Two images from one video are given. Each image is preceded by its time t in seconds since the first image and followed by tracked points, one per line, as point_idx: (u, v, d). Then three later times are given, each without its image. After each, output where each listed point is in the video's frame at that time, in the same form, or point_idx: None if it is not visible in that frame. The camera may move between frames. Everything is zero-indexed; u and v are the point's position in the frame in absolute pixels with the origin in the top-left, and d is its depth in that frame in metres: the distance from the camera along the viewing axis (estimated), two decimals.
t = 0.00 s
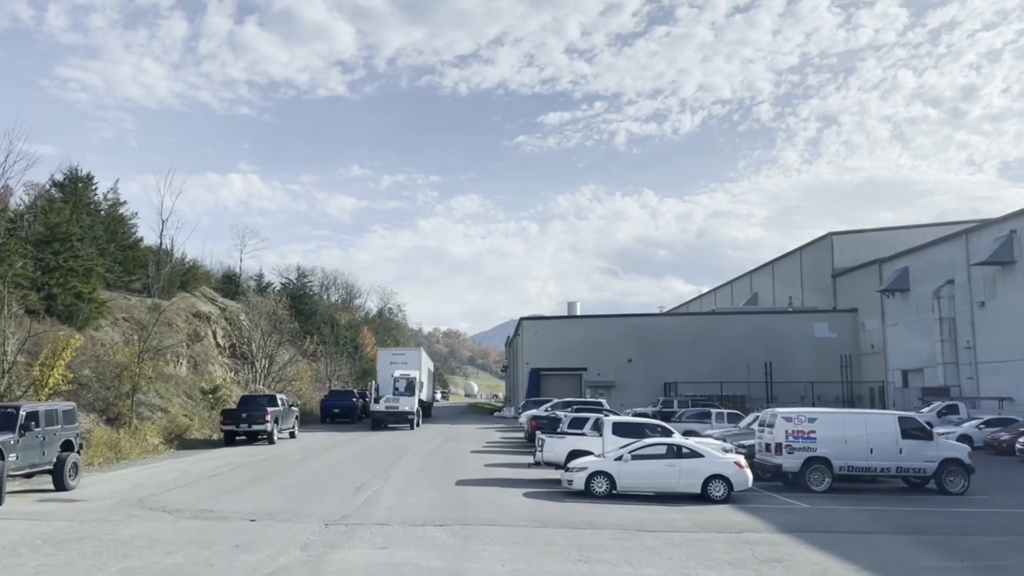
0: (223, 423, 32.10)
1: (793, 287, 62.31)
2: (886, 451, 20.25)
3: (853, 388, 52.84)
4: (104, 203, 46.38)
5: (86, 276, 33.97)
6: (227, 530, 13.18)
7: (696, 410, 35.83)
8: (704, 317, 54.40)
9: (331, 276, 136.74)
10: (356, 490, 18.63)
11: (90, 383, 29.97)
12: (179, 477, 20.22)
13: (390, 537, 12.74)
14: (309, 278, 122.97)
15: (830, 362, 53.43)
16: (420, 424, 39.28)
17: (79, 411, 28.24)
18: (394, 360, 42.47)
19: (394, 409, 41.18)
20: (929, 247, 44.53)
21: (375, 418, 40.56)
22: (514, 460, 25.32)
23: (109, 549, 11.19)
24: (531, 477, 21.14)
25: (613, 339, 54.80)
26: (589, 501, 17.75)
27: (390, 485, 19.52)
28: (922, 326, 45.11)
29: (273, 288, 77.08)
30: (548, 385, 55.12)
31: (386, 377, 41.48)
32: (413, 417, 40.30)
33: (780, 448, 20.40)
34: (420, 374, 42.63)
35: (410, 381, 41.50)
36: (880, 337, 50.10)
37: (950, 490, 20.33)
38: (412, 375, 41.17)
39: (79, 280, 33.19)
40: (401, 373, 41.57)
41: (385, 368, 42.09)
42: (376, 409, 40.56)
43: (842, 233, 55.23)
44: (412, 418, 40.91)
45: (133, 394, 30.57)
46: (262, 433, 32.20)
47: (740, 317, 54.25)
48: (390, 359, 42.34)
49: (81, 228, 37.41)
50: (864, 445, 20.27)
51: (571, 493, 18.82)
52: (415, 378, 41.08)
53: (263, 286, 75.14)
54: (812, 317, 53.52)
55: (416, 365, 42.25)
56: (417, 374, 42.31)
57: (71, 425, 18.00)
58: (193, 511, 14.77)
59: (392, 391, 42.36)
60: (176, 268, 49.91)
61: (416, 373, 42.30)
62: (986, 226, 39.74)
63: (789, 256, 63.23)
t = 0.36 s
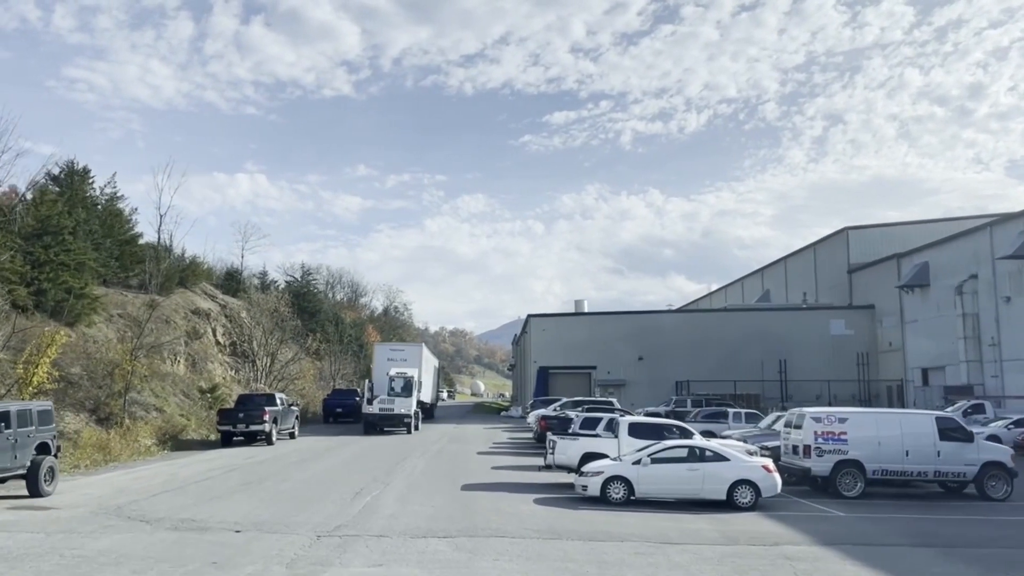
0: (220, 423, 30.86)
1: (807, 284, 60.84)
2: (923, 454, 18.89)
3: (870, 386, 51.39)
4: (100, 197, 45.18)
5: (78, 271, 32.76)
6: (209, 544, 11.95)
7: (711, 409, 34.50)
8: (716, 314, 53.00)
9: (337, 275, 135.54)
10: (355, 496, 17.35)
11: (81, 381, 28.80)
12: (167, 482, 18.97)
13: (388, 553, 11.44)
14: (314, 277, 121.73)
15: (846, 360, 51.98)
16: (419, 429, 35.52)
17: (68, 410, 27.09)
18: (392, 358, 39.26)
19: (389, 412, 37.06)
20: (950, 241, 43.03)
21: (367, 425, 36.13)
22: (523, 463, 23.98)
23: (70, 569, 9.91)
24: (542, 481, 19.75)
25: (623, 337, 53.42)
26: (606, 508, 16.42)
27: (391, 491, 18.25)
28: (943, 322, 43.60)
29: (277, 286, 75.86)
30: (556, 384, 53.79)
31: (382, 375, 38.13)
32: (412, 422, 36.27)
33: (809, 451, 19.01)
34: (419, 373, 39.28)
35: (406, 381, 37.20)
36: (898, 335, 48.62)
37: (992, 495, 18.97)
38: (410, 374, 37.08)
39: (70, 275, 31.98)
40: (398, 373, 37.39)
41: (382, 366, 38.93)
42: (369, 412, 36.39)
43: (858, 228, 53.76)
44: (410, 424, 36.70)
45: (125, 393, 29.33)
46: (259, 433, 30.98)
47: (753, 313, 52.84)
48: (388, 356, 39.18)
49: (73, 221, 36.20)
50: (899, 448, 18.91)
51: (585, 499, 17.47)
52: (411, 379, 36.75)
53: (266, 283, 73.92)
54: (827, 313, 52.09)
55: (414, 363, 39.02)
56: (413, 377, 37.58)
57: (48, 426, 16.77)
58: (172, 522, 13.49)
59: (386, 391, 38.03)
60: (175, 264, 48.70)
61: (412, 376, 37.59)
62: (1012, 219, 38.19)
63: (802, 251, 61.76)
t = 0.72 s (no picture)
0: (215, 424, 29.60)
1: (822, 280, 59.38)
2: (965, 457, 17.53)
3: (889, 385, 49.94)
4: (97, 191, 44.05)
5: (70, 265, 31.56)
6: (184, 559, 10.69)
7: (728, 409, 33.14)
8: (729, 311, 51.61)
9: (343, 274, 134.28)
10: (352, 503, 16.09)
11: (71, 380, 27.61)
12: (151, 487, 17.71)
13: (385, 570, 10.17)
14: (320, 276, 120.53)
15: (863, 357, 50.54)
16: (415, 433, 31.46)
17: (57, 411, 25.90)
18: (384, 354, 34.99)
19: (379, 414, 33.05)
20: (972, 234, 41.55)
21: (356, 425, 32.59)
22: (533, 466, 22.69)
23: None
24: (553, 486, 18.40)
25: (633, 334, 52.07)
26: (625, 517, 15.13)
27: (392, 497, 16.97)
28: (965, 318, 42.13)
29: (281, 284, 74.65)
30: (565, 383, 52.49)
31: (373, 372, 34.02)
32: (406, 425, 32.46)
33: (842, 454, 17.62)
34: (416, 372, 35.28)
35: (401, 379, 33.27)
36: (917, 332, 47.16)
37: None
38: (405, 371, 33.10)
39: (61, 269, 30.81)
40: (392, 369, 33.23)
41: (372, 363, 34.66)
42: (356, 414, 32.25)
43: (875, 222, 52.30)
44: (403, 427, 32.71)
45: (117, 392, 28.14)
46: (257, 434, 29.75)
47: (766, 310, 51.42)
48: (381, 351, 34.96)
49: (66, 216, 35.06)
50: (939, 450, 17.54)
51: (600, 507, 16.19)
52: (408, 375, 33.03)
53: (269, 281, 72.72)
54: (843, 309, 50.65)
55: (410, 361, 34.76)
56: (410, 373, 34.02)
57: (22, 428, 15.56)
58: (147, 533, 12.27)
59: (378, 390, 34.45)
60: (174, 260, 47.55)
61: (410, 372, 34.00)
62: None
63: (817, 247, 60.30)
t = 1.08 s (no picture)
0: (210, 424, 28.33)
1: (835, 277, 58.01)
2: (1010, 461, 16.22)
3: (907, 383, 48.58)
4: (93, 186, 42.92)
5: (60, 260, 30.42)
6: None
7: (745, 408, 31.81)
8: (742, 307, 50.26)
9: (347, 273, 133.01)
10: (349, 511, 14.86)
11: (59, 379, 26.44)
12: (133, 494, 16.46)
13: None
14: (324, 275, 119.26)
15: (880, 355, 49.18)
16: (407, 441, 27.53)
17: (44, 411, 24.74)
18: (373, 348, 30.39)
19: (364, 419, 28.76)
20: (994, 228, 40.17)
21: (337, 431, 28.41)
22: (543, 470, 21.40)
23: None
24: (565, 492, 17.09)
25: (643, 331, 50.74)
26: (645, 527, 13.85)
27: (392, 505, 15.72)
28: (986, 315, 40.76)
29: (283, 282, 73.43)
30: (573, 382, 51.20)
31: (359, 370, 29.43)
32: (393, 432, 28.17)
33: (878, 457, 16.32)
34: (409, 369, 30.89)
35: (390, 377, 29.21)
36: (937, 328, 45.72)
37: None
38: (393, 370, 29.01)
39: (50, 264, 29.66)
40: (379, 367, 29.11)
41: (360, 358, 30.10)
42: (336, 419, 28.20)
43: (891, 216, 50.92)
44: (391, 434, 28.37)
45: (107, 392, 26.95)
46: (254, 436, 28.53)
47: (780, 306, 50.06)
48: (371, 346, 30.35)
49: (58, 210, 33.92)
50: (983, 454, 16.23)
51: (618, 516, 14.92)
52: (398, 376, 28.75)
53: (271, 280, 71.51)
54: (859, 306, 49.29)
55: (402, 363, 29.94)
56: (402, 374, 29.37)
57: None
58: (118, 547, 11.05)
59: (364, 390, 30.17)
60: (172, 257, 46.40)
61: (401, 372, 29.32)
62: None
63: (830, 243, 58.94)
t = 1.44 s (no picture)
0: (204, 426, 27.24)
1: (847, 274, 56.86)
2: None
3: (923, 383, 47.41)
4: (89, 181, 41.99)
5: (50, 256, 29.43)
6: None
7: (760, 409, 30.72)
8: (752, 305, 49.13)
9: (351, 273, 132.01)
10: (345, 521, 13.77)
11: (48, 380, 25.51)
12: (116, 502, 15.41)
13: None
14: (328, 274, 118.25)
15: (894, 354, 48.05)
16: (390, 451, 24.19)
17: (30, 413, 23.72)
18: (354, 344, 27.29)
19: (339, 426, 25.06)
20: (1013, 223, 39.01)
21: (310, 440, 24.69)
22: (552, 474, 20.26)
23: None
24: (577, 500, 15.95)
25: (652, 330, 49.61)
26: (664, 538, 12.71)
27: (390, 514, 14.64)
28: (1006, 312, 39.57)
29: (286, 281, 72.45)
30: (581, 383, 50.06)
31: (338, 368, 26.50)
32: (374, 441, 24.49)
33: (913, 462, 15.15)
34: (394, 366, 27.56)
35: (371, 378, 25.65)
36: (955, 326, 44.46)
37: None
38: (375, 370, 25.73)
39: (40, 261, 28.68)
40: (359, 366, 25.83)
41: (338, 354, 27.01)
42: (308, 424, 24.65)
43: (905, 212, 49.78)
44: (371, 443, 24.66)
45: (98, 393, 26.02)
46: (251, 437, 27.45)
47: (792, 304, 48.90)
48: (351, 341, 27.25)
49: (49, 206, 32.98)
50: None
51: (634, 525, 13.78)
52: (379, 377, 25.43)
53: (273, 279, 70.52)
54: (873, 303, 48.11)
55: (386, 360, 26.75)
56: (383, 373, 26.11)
57: None
58: (86, 564, 10.00)
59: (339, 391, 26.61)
60: (170, 254, 45.46)
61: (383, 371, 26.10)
62: None
63: (842, 240, 57.79)
